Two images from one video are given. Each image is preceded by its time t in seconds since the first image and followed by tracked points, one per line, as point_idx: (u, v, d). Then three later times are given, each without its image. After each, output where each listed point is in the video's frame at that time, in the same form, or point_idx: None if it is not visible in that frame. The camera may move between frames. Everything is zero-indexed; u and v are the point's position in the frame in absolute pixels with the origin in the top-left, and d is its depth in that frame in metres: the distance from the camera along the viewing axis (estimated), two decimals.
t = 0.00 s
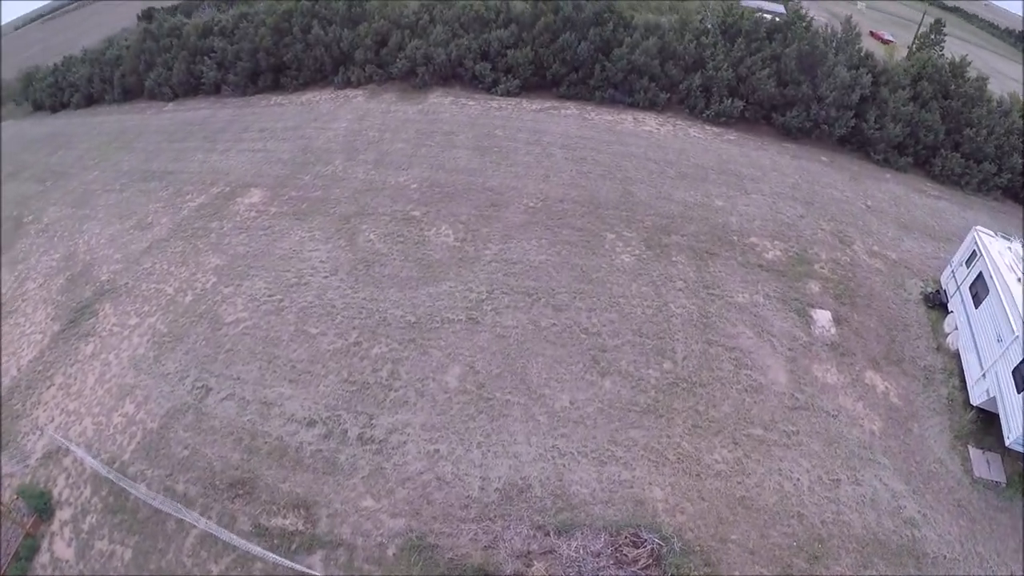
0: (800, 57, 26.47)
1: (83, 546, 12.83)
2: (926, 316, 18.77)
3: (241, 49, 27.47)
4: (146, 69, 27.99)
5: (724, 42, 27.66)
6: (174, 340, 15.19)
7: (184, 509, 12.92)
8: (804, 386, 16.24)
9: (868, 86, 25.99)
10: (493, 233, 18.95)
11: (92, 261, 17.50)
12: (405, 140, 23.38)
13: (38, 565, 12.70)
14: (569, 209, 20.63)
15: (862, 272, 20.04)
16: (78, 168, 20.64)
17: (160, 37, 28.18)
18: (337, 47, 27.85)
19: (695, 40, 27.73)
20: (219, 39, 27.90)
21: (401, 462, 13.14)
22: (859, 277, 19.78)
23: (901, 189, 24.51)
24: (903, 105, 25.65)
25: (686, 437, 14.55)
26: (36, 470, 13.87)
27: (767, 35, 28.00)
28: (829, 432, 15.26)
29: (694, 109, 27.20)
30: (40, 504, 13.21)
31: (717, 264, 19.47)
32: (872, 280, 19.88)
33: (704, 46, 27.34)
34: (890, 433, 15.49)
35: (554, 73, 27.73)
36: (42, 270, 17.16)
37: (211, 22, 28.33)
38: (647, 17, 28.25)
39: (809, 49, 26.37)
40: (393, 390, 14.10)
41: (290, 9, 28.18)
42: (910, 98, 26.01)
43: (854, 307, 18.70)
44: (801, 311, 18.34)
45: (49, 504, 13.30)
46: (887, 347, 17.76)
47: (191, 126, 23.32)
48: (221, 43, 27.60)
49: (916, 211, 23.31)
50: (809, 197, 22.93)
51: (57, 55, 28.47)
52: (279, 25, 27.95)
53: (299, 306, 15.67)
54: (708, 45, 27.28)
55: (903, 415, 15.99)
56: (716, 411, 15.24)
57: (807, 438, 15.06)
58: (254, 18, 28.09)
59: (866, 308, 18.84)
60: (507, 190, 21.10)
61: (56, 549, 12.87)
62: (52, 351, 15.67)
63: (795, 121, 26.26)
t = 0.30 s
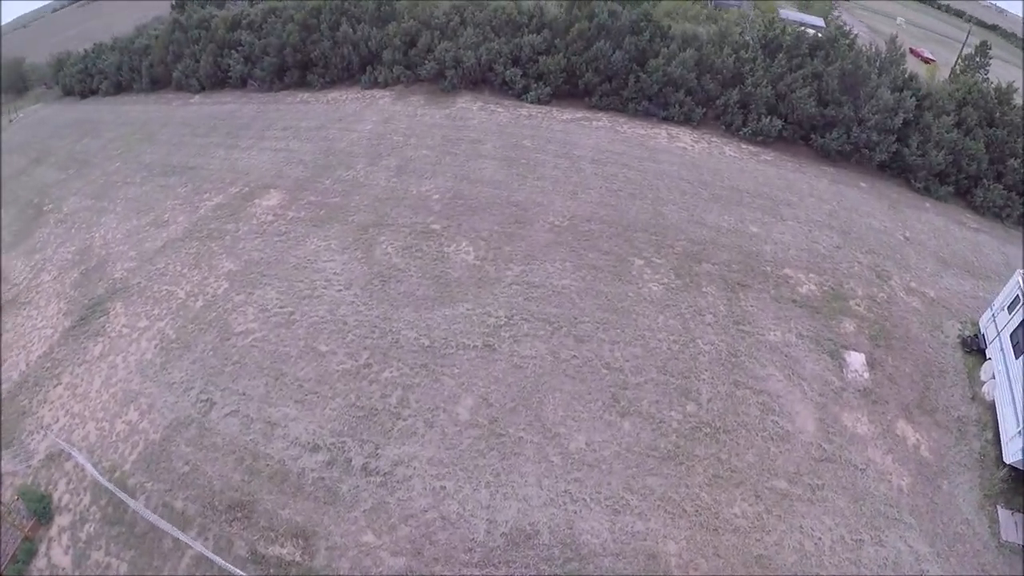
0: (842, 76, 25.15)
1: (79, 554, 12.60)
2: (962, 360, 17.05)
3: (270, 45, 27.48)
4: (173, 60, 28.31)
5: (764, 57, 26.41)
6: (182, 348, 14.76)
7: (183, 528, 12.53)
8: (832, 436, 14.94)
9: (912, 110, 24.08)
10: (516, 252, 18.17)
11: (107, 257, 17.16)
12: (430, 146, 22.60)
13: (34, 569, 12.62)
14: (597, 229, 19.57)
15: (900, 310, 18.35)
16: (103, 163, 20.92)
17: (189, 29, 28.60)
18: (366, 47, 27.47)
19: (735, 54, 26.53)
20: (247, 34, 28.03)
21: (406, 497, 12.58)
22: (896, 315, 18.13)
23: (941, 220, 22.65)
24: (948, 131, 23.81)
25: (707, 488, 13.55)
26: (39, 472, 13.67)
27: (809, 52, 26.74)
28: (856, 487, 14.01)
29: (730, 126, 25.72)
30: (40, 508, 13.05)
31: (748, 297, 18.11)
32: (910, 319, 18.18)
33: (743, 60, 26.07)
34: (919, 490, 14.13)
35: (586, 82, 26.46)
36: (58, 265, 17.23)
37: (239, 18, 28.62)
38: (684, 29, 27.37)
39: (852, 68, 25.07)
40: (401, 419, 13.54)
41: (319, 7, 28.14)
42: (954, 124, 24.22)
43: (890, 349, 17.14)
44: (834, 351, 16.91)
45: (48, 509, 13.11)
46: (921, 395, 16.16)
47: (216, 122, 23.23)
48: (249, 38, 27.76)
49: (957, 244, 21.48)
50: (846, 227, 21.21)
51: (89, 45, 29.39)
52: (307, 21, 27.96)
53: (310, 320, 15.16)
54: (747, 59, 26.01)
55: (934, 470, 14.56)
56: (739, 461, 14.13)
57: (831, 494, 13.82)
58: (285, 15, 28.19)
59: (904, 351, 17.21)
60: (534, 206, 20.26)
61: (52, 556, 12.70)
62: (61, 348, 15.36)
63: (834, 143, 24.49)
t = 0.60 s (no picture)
0: (895, 104, 23.34)
1: (78, 556, 12.34)
2: (1002, 421, 15.74)
3: (308, 38, 27.38)
4: (211, 50, 28.77)
5: (815, 79, 24.58)
6: (194, 354, 14.38)
7: (183, 542, 12.16)
8: (862, 498, 13.75)
9: (965, 142, 22.43)
10: (545, 275, 17.38)
11: (129, 248, 16.96)
12: (463, 154, 21.83)
13: (33, 566, 12.43)
14: (631, 256, 18.36)
15: (942, 361, 16.89)
16: (133, 150, 21.04)
17: (228, 20, 29.14)
18: (404, 46, 26.98)
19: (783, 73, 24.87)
20: (284, 26, 28.12)
21: (410, 534, 12.07)
22: (938, 368, 16.66)
23: (988, 261, 20.82)
24: (1002, 166, 22.15)
25: (726, 548, 12.66)
26: (44, 467, 13.33)
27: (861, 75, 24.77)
28: (882, 557, 12.96)
29: (774, 149, 23.88)
30: (41, 505, 12.74)
31: (786, 340, 16.64)
32: (952, 372, 16.71)
33: (792, 81, 24.44)
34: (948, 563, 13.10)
35: (627, 95, 25.14)
36: (81, 250, 17.17)
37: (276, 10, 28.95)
38: (732, 44, 25.98)
39: (906, 95, 23.23)
40: (411, 450, 13.04)
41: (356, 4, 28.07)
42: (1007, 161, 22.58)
43: (929, 406, 15.74)
44: (870, 405, 15.50)
45: (50, 507, 12.79)
46: (957, 457, 14.89)
47: (248, 115, 22.99)
48: (286, 31, 27.80)
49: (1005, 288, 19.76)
50: (890, 265, 19.48)
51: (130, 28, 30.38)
52: (343, 17, 27.78)
53: (325, 334, 14.71)
54: (797, 80, 24.36)
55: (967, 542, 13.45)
56: (761, 521, 13.12)
57: (855, 564, 12.82)
58: (323, 9, 28.15)
59: (943, 407, 15.82)
60: (566, 224, 19.19)
61: (52, 554, 12.47)
62: (77, 341, 15.08)
63: (882, 173, 22.43)
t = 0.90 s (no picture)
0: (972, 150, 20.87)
1: (84, 538, 12.08)
2: None
3: (368, 30, 27.29)
4: (272, 34, 29.13)
5: (890, 116, 22.41)
6: (220, 348, 14.18)
7: (188, 544, 11.89)
8: None
9: None
10: (587, 306, 16.49)
11: (170, 230, 17.06)
12: (515, 164, 20.97)
13: (41, 540, 12.19)
14: (680, 292, 17.15)
15: (997, 440, 14.82)
16: (184, 130, 21.44)
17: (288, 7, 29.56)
18: (464, 46, 26.46)
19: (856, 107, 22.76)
20: (346, 16, 28.19)
21: (414, 569, 11.68)
22: (992, 448, 14.64)
23: None
24: None
25: None
26: (61, 444, 13.22)
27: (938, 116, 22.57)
28: None
29: (839, 186, 21.65)
30: (53, 480, 12.57)
31: (833, 403, 15.01)
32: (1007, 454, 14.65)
33: (864, 116, 22.22)
34: None
35: (691, 115, 23.43)
36: (123, 227, 17.43)
37: None
38: (804, 72, 24.15)
39: (984, 141, 20.77)
40: (426, 480, 12.67)
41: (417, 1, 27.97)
42: None
43: (978, 490, 13.87)
44: (913, 482, 13.74)
45: (62, 484, 12.61)
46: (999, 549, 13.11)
47: (307, 108, 23.38)
48: (347, 21, 27.84)
49: None
50: (953, 325, 17.31)
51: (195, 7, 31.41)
52: (403, 12, 27.71)
53: (353, 344, 14.40)
54: (870, 115, 22.14)
55: None
56: None
57: None
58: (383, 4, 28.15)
59: (994, 492, 13.92)
60: (615, 251, 18.17)
61: (60, 532, 12.23)
62: (109, 319, 15.06)
63: (951, 224, 19.94)
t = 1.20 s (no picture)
0: None
1: (98, 504, 12.04)
2: None
3: (449, 24, 27.08)
4: (354, 19, 29.69)
5: (984, 174, 19.75)
6: (256, 338, 14.20)
7: (195, 532, 11.70)
8: None
9: None
10: (638, 348, 15.44)
11: (228, 207, 17.62)
12: (584, 182, 19.99)
13: (56, 499, 12.19)
14: (739, 345, 15.65)
15: None
16: (259, 109, 22.14)
17: None
18: (546, 51, 25.62)
19: (950, 161, 20.04)
20: (428, 8, 28.27)
21: None
22: None
23: None
24: None
25: None
26: (92, 408, 13.38)
27: None
28: None
29: (920, 246, 18.90)
30: (79, 443, 12.63)
31: (882, 491, 13.12)
32: None
33: (958, 172, 19.56)
34: None
35: (772, 150, 21.32)
36: (184, 198, 18.24)
37: None
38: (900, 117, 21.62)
39: None
40: (441, 511, 12.24)
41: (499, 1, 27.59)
42: None
43: None
44: None
45: (86, 448, 12.65)
46: None
47: (380, 98, 23.50)
48: (429, 13, 27.88)
49: None
50: None
51: None
52: (485, 10, 27.29)
53: (389, 355, 14.30)
54: (964, 173, 19.47)
55: None
56: None
57: None
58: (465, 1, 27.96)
59: None
60: (675, 290, 16.90)
61: (75, 495, 12.21)
62: (155, 290, 15.38)
63: None
